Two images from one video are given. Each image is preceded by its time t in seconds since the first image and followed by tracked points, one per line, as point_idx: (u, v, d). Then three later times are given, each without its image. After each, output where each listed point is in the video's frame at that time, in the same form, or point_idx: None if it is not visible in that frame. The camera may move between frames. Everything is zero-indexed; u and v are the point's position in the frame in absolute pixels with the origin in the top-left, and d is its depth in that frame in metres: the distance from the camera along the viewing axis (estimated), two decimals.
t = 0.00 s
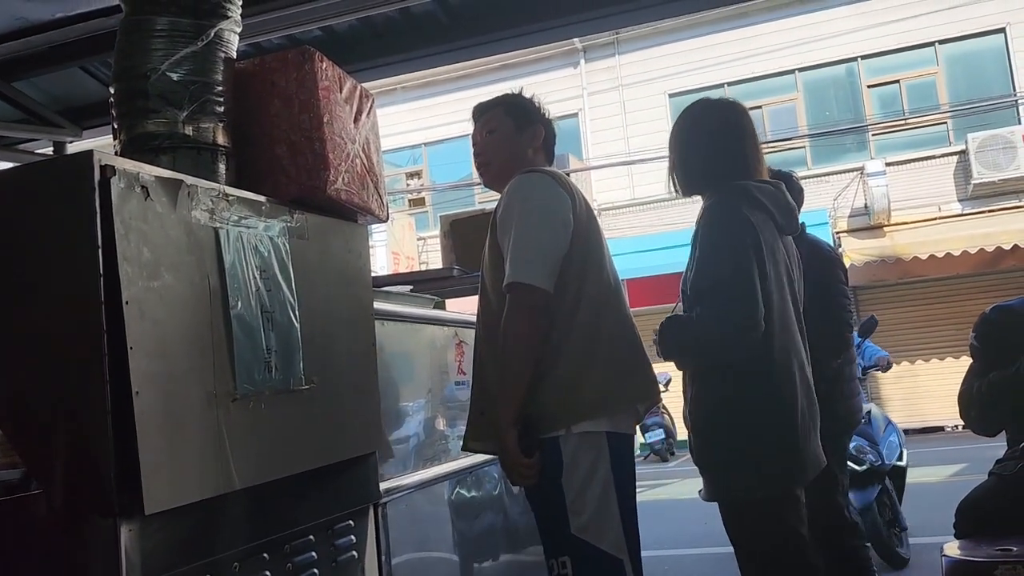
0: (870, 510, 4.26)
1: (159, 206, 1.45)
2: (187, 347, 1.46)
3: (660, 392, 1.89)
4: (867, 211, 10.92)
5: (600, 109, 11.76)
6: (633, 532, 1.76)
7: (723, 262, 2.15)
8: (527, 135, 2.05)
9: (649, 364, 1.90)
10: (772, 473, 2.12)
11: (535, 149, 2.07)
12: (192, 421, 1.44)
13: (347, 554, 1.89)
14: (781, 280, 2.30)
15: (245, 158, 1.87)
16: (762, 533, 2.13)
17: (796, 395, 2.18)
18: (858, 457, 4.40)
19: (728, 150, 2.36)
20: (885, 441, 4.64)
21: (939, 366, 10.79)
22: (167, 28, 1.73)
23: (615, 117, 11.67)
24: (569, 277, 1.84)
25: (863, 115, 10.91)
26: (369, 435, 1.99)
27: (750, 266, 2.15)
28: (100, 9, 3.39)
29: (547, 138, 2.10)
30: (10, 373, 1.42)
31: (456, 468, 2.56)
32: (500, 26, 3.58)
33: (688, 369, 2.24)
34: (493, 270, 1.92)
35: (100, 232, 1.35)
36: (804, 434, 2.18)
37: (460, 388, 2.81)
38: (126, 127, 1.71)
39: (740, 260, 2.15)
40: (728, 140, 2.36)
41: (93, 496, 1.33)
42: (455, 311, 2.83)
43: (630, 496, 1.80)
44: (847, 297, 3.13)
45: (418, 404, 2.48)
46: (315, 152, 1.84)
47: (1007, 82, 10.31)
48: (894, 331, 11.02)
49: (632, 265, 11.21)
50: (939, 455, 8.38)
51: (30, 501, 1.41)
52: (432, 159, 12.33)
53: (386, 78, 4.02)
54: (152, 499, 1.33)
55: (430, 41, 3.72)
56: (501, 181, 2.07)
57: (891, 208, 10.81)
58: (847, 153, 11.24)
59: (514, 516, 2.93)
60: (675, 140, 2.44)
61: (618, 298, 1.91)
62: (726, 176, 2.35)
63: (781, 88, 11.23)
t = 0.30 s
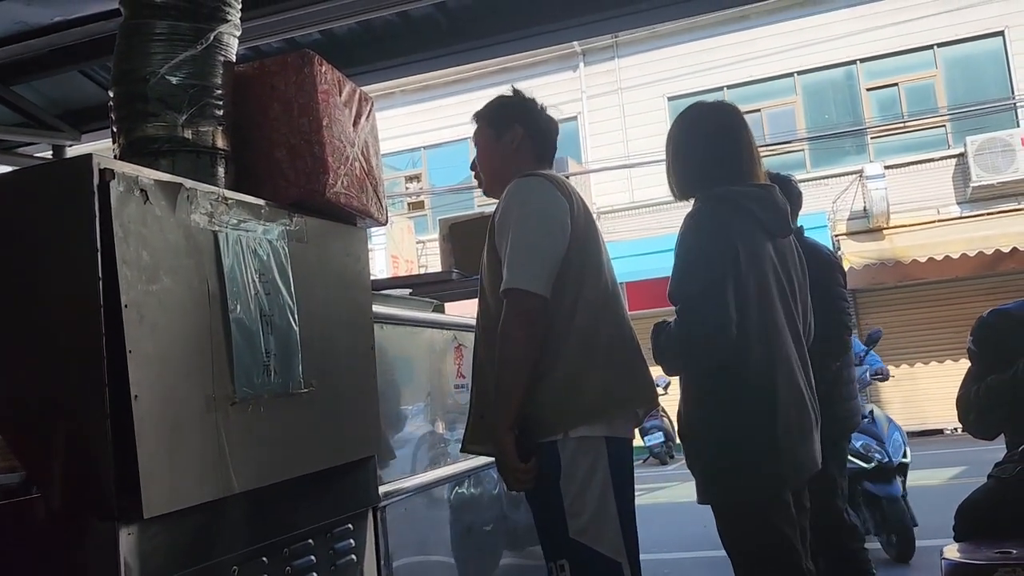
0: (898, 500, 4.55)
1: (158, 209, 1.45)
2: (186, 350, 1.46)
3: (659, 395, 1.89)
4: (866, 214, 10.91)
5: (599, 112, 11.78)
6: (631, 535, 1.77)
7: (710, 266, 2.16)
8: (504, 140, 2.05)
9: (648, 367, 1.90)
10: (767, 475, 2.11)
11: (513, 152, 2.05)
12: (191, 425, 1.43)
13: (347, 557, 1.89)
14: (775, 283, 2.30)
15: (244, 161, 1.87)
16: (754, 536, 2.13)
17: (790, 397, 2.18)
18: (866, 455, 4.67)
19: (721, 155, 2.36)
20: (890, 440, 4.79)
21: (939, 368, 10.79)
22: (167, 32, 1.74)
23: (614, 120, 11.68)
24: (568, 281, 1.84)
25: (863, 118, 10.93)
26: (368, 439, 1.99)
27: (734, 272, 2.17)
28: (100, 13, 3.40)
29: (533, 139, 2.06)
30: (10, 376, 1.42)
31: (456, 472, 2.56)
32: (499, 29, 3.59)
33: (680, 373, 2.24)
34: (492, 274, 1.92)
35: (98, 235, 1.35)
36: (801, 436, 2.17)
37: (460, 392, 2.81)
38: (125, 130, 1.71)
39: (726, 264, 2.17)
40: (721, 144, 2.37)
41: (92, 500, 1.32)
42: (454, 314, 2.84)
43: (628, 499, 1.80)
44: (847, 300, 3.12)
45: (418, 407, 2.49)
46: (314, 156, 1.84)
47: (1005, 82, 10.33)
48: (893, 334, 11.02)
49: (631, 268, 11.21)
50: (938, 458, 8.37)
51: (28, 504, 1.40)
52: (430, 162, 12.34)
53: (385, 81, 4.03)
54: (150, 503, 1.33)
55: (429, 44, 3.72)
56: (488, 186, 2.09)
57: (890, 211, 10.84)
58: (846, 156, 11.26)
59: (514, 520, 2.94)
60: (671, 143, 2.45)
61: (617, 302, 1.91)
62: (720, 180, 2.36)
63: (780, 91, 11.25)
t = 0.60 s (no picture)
0: (906, 495, 4.61)
1: (157, 213, 1.45)
2: (186, 354, 1.45)
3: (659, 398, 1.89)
4: (866, 217, 10.91)
5: (599, 115, 11.80)
6: (630, 538, 1.77)
7: (711, 267, 2.16)
8: (495, 143, 2.05)
9: (647, 371, 1.90)
10: (763, 477, 2.12)
11: (503, 156, 2.06)
12: (191, 428, 1.44)
13: (346, 561, 1.89)
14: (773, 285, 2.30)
15: (244, 165, 1.88)
16: (752, 537, 2.13)
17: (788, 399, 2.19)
18: (864, 455, 4.66)
19: (719, 157, 2.37)
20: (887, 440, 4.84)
21: (939, 371, 10.79)
22: (166, 36, 1.74)
23: (614, 123, 11.69)
24: (567, 284, 1.85)
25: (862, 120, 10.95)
26: (368, 443, 1.99)
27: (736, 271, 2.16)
28: (99, 16, 3.40)
29: (523, 140, 2.05)
30: (11, 378, 1.42)
31: (456, 475, 2.56)
32: (497, 32, 3.59)
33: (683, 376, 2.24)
34: (492, 277, 1.92)
35: (98, 239, 1.35)
36: (795, 439, 2.18)
37: (460, 395, 2.81)
38: (125, 133, 1.71)
39: (727, 264, 2.16)
40: (719, 146, 2.37)
41: (91, 503, 1.32)
42: (454, 317, 2.83)
43: (628, 503, 1.80)
44: (846, 304, 3.13)
45: (418, 410, 2.48)
46: (313, 159, 1.85)
47: (1003, 85, 10.36)
48: (893, 337, 11.02)
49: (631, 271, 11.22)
50: (938, 462, 8.37)
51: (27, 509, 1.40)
52: (430, 166, 12.36)
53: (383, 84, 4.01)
54: (149, 507, 1.32)
55: (428, 47, 3.72)
56: (484, 190, 2.12)
57: (889, 214, 10.85)
58: (845, 159, 11.27)
59: (513, 526, 2.93)
60: (670, 144, 2.44)
61: (617, 306, 1.91)
62: (718, 183, 2.36)
63: (780, 94, 11.26)
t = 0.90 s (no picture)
0: (910, 496, 4.63)
1: (157, 216, 1.45)
2: (185, 358, 1.45)
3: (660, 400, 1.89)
4: (866, 220, 10.92)
5: (598, 118, 11.82)
6: (630, 541, 1.77)
7: (720, 269, 2.16)
8: (492, 149, 2.06)
9: (647, 373, 1.90)
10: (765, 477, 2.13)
11: (500, 161, 2.06)
12: (191, 431, 1.43)
13: (346, 564, 1.88)
14: (780, 288, 2.31)
15: (244, 169, 1.88)
16: (754, 539, 2.13)
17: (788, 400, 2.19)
18: (863, 454, 4.69)
19: (720, 161, 2.37)
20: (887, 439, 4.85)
21: (939, 374, 10.78)
22: (166, 39, 1.74)
23: (614, 126, 11.71)
24: (568, 287, 1.84)
25: (861, 123, 10.92)
26: (367, 446, 1.99)
27: (749, 273, 2.15)
28: (100, 20, 3.41)
29: (519, 145, 2.05)
30: (10, 382, 1.42)
31: (456, 479, 2.56)
32: (496, 36, 3.59)
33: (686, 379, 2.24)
34: (493, 281, 1.93)
35: (98, 243, 1.35)
36: (798, 439, 2.18)
37: (461, 398, 2.81)
38: (125, 137, 1.71)
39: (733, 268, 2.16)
40: (720, 150, 2.37)
41: (90, 507, 1.32)
42: (455, 320, 2.83)
43: (629, 506, 1.80)
44: (846, 307, 3.13)
45: (418, 413, 2.48)
46: (313, 162, 1.85)
47: (1002, 87, 10.36)
48: (894, 340, 11.02)
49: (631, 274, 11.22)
50: (939, 465, 8.35)
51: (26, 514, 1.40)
52: (430, 169, 12.36)
53: (382, 87, 4.00)
54: (148, 510, 1.32)
55: (428, 50, 3.72)
56: (482, 195, 2.13)
57: (888, 217, 10.82)
58: (845, 162, 11.28)
59: (514, 529, 2.93)
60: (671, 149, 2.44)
61: (617, 309, 1.91)
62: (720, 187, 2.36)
63: (779, 97, 11.28)
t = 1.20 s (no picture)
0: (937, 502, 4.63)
1: (157, 220, 1.45)
2: (185, 362, 1.45)
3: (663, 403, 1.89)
4: (866, 223, 10.92)
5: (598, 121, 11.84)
6: (633, 542, 1.77)
7: (730, 274, 2.17)
8: (491, 157, 2.06)
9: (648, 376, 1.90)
10: (769, 478, 2.13)
11: (499, 169, 2.06)
12: (191, 435, 1.43)
13: (346, 567, 1.88)
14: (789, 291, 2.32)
15: (244, 173, 1.88)
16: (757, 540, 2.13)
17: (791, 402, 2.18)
18: (892, 455, 4.63)
19: (726, 165, 2.38)
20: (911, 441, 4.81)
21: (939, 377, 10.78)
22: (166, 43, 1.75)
23: (613, 130, 11.72)
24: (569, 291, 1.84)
25: (861, 126, 10.90)
26: (367, 449, 1.99)
27: (759, 282, 2.18)
28: (100, 24, 3.41)
29: (517, 152, 2.06)
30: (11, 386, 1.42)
31: (456, 482, 2.56)
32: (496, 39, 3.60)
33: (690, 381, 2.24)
34: (495, 285, 1.93)
35: (98, 247, 1.35)
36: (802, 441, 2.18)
37: (461, 402, 2.81)
38: (124, 141, 1.71)
39: (743, 272, 2.17)
40: (725, 154, 2.38)
41: (89, 511, 1.32)
42: (455, 324, 2.83)
43: (632, 509, 1.80)
44: (846, 310, 3.14)
45: (419, 416, 2.48)
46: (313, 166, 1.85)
47: (1001, 90, 10.37)
48: (894, 342, 11.02)
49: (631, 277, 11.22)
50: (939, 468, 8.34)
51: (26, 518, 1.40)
52: (430, 172, 12.37)
53: (383, 90, 4.00)
54: (148, 514, 1.32)
55: (427, 54, 3.73)
56: (480, 204, 2.13)
57: (888, 220, 10.84)
58: (845, 165, 11.30)
59: (514, 532, 2.93)
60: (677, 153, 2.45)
61: (618, 312, 1.90)
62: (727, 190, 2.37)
63: (779, 100, 11.29)
